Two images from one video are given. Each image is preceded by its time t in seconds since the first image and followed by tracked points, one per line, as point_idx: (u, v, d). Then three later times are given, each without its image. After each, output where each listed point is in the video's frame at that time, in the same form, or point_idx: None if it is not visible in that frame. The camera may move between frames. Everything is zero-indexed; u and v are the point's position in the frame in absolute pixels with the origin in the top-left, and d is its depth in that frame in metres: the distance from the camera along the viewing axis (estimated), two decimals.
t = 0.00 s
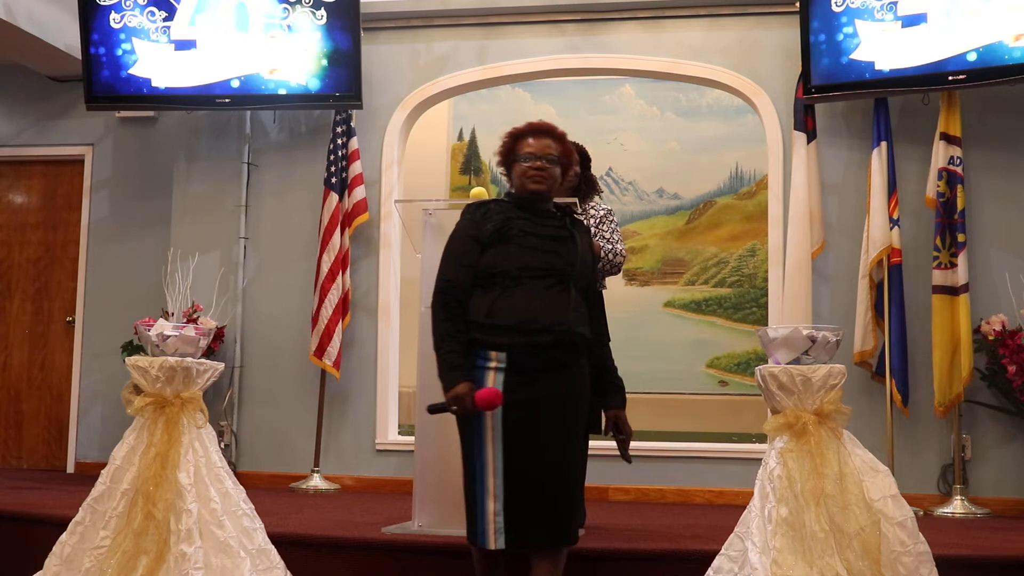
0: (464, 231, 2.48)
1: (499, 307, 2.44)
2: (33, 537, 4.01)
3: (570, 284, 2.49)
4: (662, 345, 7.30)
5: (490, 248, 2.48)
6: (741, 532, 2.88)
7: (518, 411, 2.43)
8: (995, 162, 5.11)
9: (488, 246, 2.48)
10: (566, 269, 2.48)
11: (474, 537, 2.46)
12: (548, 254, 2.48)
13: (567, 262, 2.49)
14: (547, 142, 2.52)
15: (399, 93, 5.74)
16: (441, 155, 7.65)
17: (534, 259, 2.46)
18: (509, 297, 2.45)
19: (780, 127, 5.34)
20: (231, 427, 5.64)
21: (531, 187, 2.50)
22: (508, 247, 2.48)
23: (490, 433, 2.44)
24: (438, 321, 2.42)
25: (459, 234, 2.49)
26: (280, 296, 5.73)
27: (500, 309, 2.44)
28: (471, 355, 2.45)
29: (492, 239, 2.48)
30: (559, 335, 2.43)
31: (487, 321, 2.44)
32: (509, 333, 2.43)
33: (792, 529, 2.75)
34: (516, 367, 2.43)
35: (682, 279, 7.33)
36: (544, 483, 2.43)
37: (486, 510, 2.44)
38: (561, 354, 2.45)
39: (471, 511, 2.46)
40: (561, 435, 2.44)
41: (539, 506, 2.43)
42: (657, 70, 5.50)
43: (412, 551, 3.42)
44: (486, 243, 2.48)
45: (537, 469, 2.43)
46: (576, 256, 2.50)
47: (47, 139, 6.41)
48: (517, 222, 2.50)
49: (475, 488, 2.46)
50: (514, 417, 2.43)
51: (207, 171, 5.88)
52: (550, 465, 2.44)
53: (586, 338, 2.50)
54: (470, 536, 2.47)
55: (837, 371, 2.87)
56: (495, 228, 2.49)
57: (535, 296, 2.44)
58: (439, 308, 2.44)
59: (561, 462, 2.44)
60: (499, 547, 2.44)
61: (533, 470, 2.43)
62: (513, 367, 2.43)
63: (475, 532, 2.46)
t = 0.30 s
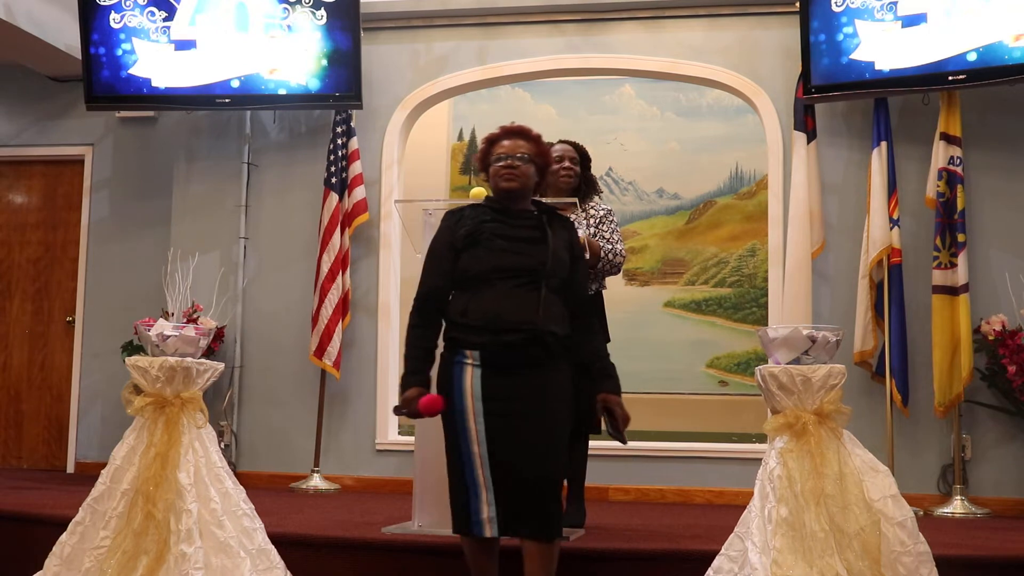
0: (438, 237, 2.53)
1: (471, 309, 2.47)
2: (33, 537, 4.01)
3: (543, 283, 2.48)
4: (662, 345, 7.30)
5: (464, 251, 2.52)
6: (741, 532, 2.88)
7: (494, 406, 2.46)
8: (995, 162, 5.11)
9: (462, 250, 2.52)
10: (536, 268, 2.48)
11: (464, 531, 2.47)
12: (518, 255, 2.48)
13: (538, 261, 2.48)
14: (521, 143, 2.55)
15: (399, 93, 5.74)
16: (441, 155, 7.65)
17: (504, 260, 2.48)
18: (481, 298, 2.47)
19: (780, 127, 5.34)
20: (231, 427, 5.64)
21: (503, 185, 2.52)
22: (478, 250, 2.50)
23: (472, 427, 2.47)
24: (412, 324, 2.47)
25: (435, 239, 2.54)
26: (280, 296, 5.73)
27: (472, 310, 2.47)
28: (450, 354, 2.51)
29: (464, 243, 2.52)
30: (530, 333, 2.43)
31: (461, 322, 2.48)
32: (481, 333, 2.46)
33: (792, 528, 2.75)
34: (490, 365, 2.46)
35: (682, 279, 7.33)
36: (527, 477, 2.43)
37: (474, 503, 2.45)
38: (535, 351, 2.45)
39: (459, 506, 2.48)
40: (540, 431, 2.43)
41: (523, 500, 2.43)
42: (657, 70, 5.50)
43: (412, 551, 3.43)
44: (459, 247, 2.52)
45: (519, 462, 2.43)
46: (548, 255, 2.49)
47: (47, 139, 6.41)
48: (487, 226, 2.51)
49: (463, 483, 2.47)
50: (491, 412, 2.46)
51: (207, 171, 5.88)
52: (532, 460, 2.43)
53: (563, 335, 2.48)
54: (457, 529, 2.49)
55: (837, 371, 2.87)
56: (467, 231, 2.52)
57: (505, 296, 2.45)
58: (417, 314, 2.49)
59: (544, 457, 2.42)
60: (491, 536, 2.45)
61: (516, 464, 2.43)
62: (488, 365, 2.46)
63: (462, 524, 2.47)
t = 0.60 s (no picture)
0: (426, 246, 2.68)
1: (454, 309, 2.58)
2: (33, 537, 4.01)
3: (522, 279, 2.56)
4: (662, 345, 7.30)
5: (447, 254, 2.64)
6: (741, 532, 2.88)
7: (478, 404, 2.55)
8: (995, 162, 5.11)
9: (445, 254, 2.64)
10: (514, 265, 2.57)
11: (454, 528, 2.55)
12: (496, 254, 2.58)
13: (516, 258, 2.58)
14: (501, 147, 2.69)
15: (399, 93, 5.74)
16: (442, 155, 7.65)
17: (483, 260, 2.58)
18: (463, 298, 2.58)
19: (780, 127, 5.34)
20: (231, 427, 5.64)
21: (485, 186, 2.65)
22: (459, 253, 2.62)
23: (457, 425, 2.57)
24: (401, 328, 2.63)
25: (423, 246, 2.68)
26: (280, 296, 5.73)
27: (455, 310, 2.58)
28: (439, 354, 2.62)
29: (447, 247, 2.63)
30: (508, 329, 2.52)
31: (445, 322, 2.59)
32: (464, 331, 2.56)
33: (792, 528, 2.75)
34: (473, 363, 2.56)
35: (682, 279, 7.33)
36: (508, 473, 2.52)
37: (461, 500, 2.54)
38: (515, 347, 2.53)
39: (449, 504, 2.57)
40: (522, 426, 2.52)
41: (503, 496, 2.52)
42: (657, 70, 5.50)
43: (412, 551, 3.43)
44: (443, 251, 2.64)
45: (499, 458, 2.53)
46: (525, 251, 2.58)
47: (47, 139, 6.41)
48: (467, 229, 2.64)
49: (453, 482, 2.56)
50: (475, 409, 2.55)
51: (207, 171, 5.88)
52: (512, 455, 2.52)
53: (545, 330, 2.55)
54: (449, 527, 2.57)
55: (837, 371, 2.87)
56: (450, 235, 2.64)
57: (484, 294, 2.55)
58: (410, 321, 2.64)
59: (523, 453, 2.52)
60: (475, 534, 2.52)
61: (497, 461, 2.53)
62: (472, 362, 2.56)
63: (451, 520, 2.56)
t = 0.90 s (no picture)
0: (416, 256, 2.74)
1: (441, 310, 2.61)
2: (33, 537, 4.01)
3: (504, 273, 2.59)
4: (662, 345, 7.30)
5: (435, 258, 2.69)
6: (741, 532, 2.88)
7: (469, 401, 2.57)
8: (995, 162, 5.11)
9: (433, 258, 2.69)
10: (497, 262, 2.61)
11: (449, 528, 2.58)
12: (478, 252, 2.63)
13: (497, 254, 2.62)
14: (487, 150, 2.72)
15: (399, 93, 5.74)
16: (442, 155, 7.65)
17: (466, 259, 2.62)
18: (450, 298, 2.61)
19: (780, 127, 5.34)
20: (231, 427, 5.64)
21: (471, 189, 2.69)
22: (444, 255, 2.67)
23: (448, 424, 2.59)
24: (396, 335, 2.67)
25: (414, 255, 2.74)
26: (280, 296, 5.73)
27: (443, 311, 2.61)
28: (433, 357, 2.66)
29: (434, 252, 2.69)
30: (493, 324, 2.54)
31: (434, 324, 2.62)
32: (451, 331, 2.58)
33: (792, 528, 2.75)
34: (463, 362, 2.59)
35: (682, 279, 7.33)
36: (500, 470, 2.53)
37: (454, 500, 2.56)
38: (502, 342, 2.55)
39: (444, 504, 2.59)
40: (511, 421, 2.53)
41: (496, 492, 2.52)
42: (657, 70, 5.50)
43: (412, 550, 3.43)
44: (431, 256, 2.70)
45: (490, 454, 2.54)
46: (506, 247, 2.62)
47: (47, 139, 6.41)
48: (451, 233, 2.69)
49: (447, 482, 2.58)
50: (466, 408, 2.57)
51: (207, 171, 5.88)
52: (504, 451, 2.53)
53: (531, 323, 2.56)
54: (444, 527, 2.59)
55: (837, 370, 2.87)
56: (436, 240, 2.70)
57: (468, 292, 2.58)
58: (405, 329, 2.69)
59: (514, 449, 2.53)
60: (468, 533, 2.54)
61: (487, 458, 2.54)
62: (461, 361, 2.58)
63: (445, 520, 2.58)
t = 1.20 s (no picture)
0: (410, 262, 2.74)
1: (437, 311, 2.61)
2: (33, 536, 4.01)
3: (499, 273, 2.60)
4: (662, 345, 7.30)
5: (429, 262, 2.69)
6: (741, 532, 2.88)
7: (466, 401, 2.57)
8: (995, 162, 5.11)
9: (427, 261, 2.70)
10: (491, 262, 2.61)
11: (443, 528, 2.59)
12: (471, 253, 2.63)
13: (490, 254, 2.62)
14: (477, 155, 2.72)
15: (399, 93, 5.74)
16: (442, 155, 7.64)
17: (460, 259, 2.63)
18: (445, 299, 2.61)
19: (780, 127, 5.34)
20: (231, 427, 5.64)
21: (463, 195, 2.69)
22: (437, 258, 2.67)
23: (445, 426, 2.59)
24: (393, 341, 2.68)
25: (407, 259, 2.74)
26: (280, 296, 5.73)
27: (439, 312, 2.61)
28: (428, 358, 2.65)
29: (428, 255, 2.70)
30: (488, 323, 2.54)
31: (430, 326, 2.62)
32: (446, 331, 2.58)
33: (792, 528, 2.75)
34: (460, 362, 2.59)
35: (682, 279, 7.34)
36: (498, 472, 2.55)
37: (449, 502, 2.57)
38: (498, 341, 2.55)
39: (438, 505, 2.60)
40: (510, 422, 2.55)
41: (496, 491, 2.55)
42: (657, 70, 5.50)
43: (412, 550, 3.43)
44: (425, 259, 2.70)
45: (490, 454, 2.55)
46: (500, 247, 2.63)
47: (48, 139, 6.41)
48: (444, 237, 2.69)
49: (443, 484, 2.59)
50: (462, 409, 2.58)
51: (206, 171, 5.88)
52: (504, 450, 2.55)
53: (528, 321, 2.57)
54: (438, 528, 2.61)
55: (837, 370, 2.87)
56: (429, 244, 2.71)
57: (464, 292, 2.59)
58: (403, 334, 2.70)
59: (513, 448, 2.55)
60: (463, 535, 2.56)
61: (485, 459, 2.56)
62: (458, 361, 2.58)
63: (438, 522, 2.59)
